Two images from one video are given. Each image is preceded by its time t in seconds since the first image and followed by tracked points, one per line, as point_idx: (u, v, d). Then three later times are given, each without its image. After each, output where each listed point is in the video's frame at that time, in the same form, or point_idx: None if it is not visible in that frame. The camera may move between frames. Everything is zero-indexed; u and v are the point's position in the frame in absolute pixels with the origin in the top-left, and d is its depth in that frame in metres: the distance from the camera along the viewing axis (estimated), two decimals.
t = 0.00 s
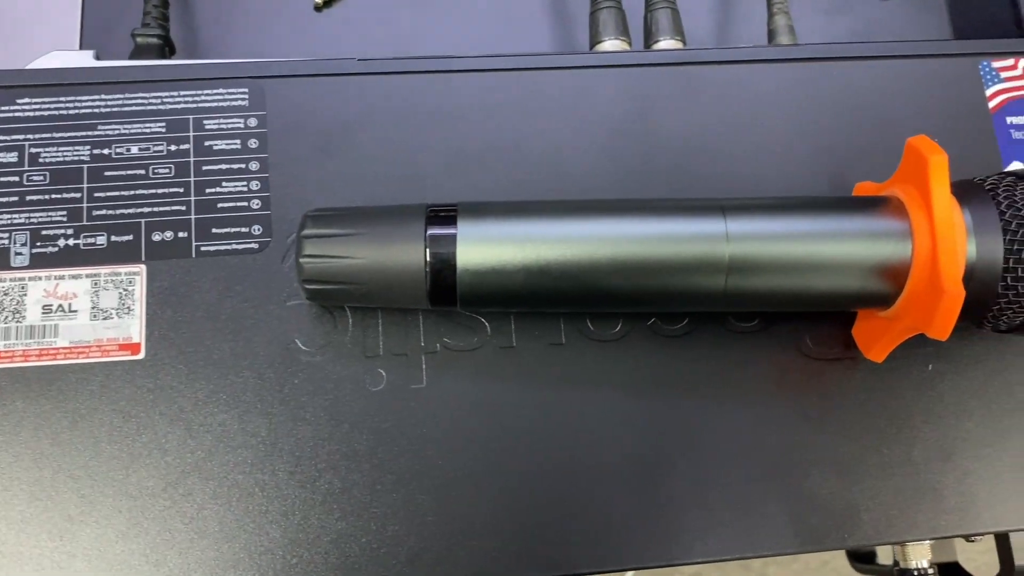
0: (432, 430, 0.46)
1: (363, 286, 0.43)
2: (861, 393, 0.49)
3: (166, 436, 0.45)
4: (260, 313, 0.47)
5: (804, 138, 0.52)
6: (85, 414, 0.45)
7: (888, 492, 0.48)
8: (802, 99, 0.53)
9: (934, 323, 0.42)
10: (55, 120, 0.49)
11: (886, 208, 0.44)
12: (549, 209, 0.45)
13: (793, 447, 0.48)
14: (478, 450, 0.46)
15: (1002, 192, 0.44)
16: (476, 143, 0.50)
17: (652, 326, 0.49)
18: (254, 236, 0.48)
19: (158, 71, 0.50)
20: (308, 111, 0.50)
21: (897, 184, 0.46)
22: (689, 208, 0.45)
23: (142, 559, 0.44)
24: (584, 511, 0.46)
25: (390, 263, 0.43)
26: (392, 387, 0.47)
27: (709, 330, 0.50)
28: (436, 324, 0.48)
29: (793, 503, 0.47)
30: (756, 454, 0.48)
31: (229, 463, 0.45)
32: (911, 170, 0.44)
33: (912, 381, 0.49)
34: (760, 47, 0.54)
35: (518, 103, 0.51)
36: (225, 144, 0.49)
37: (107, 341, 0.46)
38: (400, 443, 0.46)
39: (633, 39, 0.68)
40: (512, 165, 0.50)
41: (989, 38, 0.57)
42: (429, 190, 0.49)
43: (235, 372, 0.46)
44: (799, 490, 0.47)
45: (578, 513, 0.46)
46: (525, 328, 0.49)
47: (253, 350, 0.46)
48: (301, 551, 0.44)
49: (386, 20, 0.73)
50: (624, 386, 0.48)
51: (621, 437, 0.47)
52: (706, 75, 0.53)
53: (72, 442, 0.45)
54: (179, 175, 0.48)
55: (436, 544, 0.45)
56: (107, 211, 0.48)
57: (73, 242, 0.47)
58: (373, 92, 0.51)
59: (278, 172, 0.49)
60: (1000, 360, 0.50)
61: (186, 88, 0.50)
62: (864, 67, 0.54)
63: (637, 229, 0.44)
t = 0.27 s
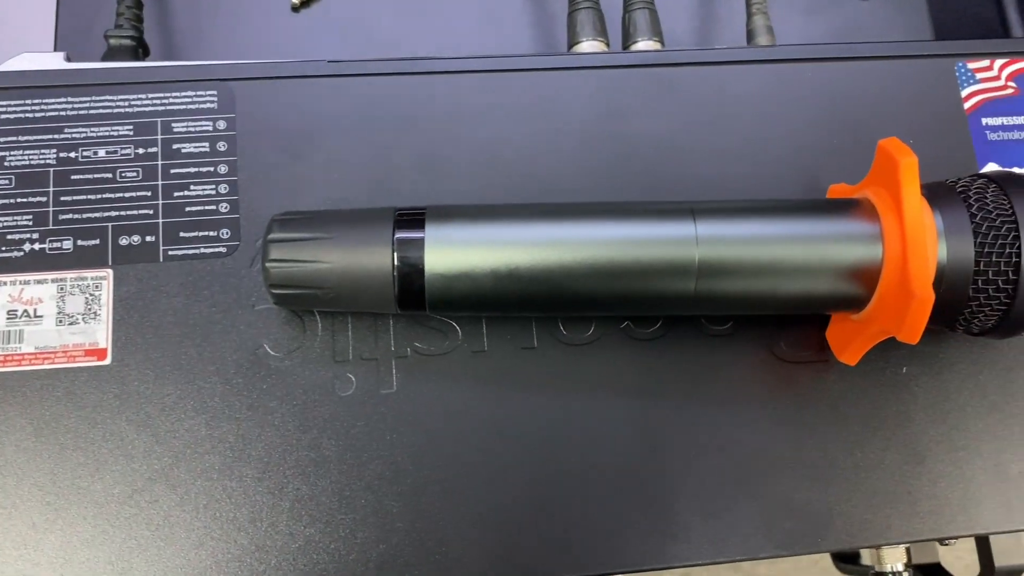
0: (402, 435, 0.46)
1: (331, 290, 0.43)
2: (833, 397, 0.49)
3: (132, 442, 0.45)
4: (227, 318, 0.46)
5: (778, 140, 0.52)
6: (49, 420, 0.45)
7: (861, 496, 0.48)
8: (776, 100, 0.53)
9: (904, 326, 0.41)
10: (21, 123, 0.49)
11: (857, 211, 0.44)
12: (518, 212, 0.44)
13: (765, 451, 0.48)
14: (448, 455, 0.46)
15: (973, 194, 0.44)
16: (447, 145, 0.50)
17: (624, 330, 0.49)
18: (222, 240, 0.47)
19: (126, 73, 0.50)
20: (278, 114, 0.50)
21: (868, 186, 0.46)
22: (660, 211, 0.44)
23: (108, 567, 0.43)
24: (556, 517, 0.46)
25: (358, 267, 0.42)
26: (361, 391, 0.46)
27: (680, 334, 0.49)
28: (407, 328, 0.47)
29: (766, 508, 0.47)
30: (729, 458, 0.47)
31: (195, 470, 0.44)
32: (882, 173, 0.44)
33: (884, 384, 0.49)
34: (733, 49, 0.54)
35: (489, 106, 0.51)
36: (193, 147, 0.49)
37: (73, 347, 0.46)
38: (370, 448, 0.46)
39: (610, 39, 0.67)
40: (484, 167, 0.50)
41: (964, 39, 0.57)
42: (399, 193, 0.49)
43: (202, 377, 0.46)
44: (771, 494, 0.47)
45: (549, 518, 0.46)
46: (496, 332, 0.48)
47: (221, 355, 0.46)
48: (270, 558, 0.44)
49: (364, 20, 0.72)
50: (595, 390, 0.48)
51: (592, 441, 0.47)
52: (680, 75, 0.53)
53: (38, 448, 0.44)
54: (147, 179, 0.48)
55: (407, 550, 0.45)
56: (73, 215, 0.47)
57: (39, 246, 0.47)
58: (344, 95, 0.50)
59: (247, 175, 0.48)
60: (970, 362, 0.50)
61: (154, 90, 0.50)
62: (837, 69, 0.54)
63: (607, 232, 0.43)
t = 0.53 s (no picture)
0: (374, 438, 0.46)
1: (301, 294, 0.43)
2: (808, 398, 0.49)
3: (102, 446, 0.44)
4: (200, 321, 0.46)
5: (754, 141, 0.52)
6: (19, 425, 0.44)
7: (837, 498, 0.47)
8: (753, 101, 0.53)
9: (876, 328, 0.41)
10: None
11: (829, 212, 0.44)
12: (490, 215, 0.44)
13: (740, 453, 0.48)
14: (422, 458, 0.46)
15: (946, 196, 0.43)
16: (422, 148, 0.50)
17: (600, 332, 0.49)
18: (194, 243, 0.47)
19: (98, 76, 0.50)
20: (251, 117, 0.50)
21: (841, 188, 0.46)
22: (632, 213, 0.44)
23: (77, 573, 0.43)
24: (530, 520, 0.46)
25: (328, 270, 0.42)
26: (334, 395, 0.46)
27: (656, 336, 0.49)
28: (380, 332, 0.47)
29: (740, 510, 0.47)
30: (704, 460, 0.47)
31: (166, 474, 0.44)
32: (854, 175, 0.44)
33: (859, 386, 0.49)
34: (708, 50, 0.54)
35: (464, 108, 0.51)
36: (166, 149, 0.48)
37: (44, 351, 0.45)
38: (342, 452, 0.45)
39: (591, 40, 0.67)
40: (458, 170, 0.50)
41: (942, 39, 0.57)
42: (373, 195, 0.48)
43: (174, 381, 0.45)
44: (746, 496, 0.47)
45: (523, 522, 0.46)
46: (471, 335, 0.48)
47: (193, 358, 0.46)
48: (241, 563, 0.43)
49: (345, 21, 0.72)
50: (570, 392, 0.48)
51: (567, 444, 0.47)
52: (655, 77, 0.53)
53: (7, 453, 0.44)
54: (119, 181, 0.48)
55: (380, 554, 0.44)
56: (44, 218, 0.47)
57: (10, 250, 0.46)
58: (318, 98, 0.50)
59: (220, 178, 0.48)
60: (943, 363, 0.50)
61: (127, 93, 0.49)
62: (813, 69, 0.54)
63: (579, 234, 0.43)
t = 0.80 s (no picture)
0: (349, 440, 0.46)
1: (273, 295, 0.43)
2: (785, 398, 0.49)
3: (75, 450, 0.44)
4: (173, 324, 0.46)
5: (730, 141, 0.52)
6: None
7: (814, 498, 0.47)
8: (730, 101, 0.53)
9: (848, 328, 0.42)
10: None
11: (802, 212, 0.44)
12: (464, 216, 0.44)
13: (716, 453, 0.48)
14: (397, 460, 0.46)
15: (919, 196, 0.43)
16: (397, 149, 0.50)
17: (576, 333, 0.49)
18: (169, 245, 0.47)
19: (73, 78, 0.50)
20: (226, 119, 0.50)
21: (815, 188, 0.45)
22: (606, 214, 0.44)
23: None
24: (506, 521, 0.46)
25: (300, 271, 0.42)
26: (309, 397, 0.46)
27: (632, 337, 0.49)
28: (355, 333, 0.47)
29: (717, 511, 0.47)
30: (680, 461, 0.47)
31: (139, 477, 0.44)
32: (828, 175, 0.44)
33: (837, 386, 0.49)
34: (684, 51, 0.54)
35: (440, 109, 0.51)
36: (140, 151, 0.49)
37: (17, 354, 0.45)
38: (316, 454, 0.45)
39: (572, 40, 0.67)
40: (434, 171, 0.50)
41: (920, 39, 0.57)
42: (348, 196, 0.48)
43: (147, 383, 0.45)
44: (722, 497, 0.47)
45: (499, 523, 0.46)
46: (446, 336, 0.48)
47: (166, 361, 0.46)
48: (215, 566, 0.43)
49: (326, 22, 0.72)
50: (546, 393, 0.48)
51: (543, 445, 0.47)
52: (631, 77, 0.53)
53: None
54: (93, 184, 0.48)
55: (354, 557, 0.44)
56: (18, 221, 0.47)
57: None
58: (294, 100, 0.50)
59: (194, 179, 0.48)
60: (921, 363, 0.50)
61: (101, 95, 0.49)
62: (789, 70, 0.54)
63: (552, 236, 0.43)
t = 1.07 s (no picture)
0: (322, 442, 0.45)
1: (242, 297, 0.43)
2: (759, 399, 0.49)
3: (46, 452, 0.44)
4: (145, 325, 0.46)
5: (706, 141, 0.52)
6: None
7: (788, 499, 0.47)
8: (706, 100, 0.53)
9: (818, 329, 0.42)
10: None
11: (774, 212, 0.44)
12: (435, 217, 0.44)
13: (690, 455, 0.48)
14: (369, 462, 0.46)
15: (891, 196, 0.43)
16: (371, 149, 0.50)
17: (550, 334, 0.49)
18: (141, 247, 0.47)
19: (45, 79, 0.49)
20: (199, 120, 0.50)
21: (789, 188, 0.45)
22: (578, 215, 0.44)
23: None
24: (479, 523, 0.46)
25: (269, 273, 0.42)
26: (281, 399, 0.46)
27: (607, 337, 0.49)
28: (328, 335, 0.47)
29: (690, 512, 0.47)
30: (653, 462, 0.47)
31: (110, 480, 0.44)
32: (800, 175, 0.44)
33: (812, 386, 0.49)
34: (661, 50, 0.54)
35: (414, 109, 0.51)
36: (113, 153, 0.48)
37: None
38: (288, 456, 0.45)
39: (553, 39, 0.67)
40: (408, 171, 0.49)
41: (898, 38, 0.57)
42: (321, 197, 0.48)
43: (118, 385, 0.45)
44: (696, 498, 0.47)
45: (471, 525, 0.45)
46: (419, 338, 0.48)
47: (137, 363, 0.45)
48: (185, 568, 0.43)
49: (308, 22, 0.72)
50: (519, 395, 0.48)
51: (516, 447, 0.47)
52: (607, 76, 0.53)
53: None
54: (65, 186, 0.48)
55: (326, 559, 0.44)
56: None
57: None
58: (267, 100, 0.50)
59: (167, 181, 0.48)
60: (895, 363, 0.50)
61: (74, 96, 0.49)
62: (766, 69, 0.54)
63: (523, 237, 0.43)
